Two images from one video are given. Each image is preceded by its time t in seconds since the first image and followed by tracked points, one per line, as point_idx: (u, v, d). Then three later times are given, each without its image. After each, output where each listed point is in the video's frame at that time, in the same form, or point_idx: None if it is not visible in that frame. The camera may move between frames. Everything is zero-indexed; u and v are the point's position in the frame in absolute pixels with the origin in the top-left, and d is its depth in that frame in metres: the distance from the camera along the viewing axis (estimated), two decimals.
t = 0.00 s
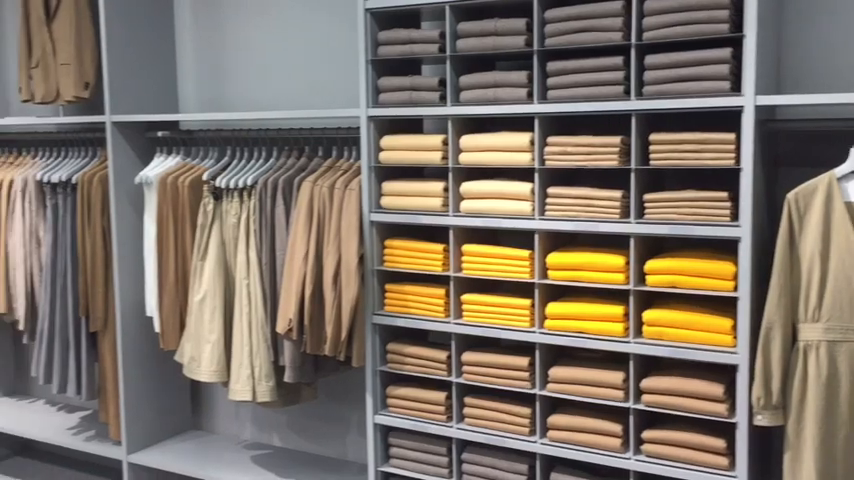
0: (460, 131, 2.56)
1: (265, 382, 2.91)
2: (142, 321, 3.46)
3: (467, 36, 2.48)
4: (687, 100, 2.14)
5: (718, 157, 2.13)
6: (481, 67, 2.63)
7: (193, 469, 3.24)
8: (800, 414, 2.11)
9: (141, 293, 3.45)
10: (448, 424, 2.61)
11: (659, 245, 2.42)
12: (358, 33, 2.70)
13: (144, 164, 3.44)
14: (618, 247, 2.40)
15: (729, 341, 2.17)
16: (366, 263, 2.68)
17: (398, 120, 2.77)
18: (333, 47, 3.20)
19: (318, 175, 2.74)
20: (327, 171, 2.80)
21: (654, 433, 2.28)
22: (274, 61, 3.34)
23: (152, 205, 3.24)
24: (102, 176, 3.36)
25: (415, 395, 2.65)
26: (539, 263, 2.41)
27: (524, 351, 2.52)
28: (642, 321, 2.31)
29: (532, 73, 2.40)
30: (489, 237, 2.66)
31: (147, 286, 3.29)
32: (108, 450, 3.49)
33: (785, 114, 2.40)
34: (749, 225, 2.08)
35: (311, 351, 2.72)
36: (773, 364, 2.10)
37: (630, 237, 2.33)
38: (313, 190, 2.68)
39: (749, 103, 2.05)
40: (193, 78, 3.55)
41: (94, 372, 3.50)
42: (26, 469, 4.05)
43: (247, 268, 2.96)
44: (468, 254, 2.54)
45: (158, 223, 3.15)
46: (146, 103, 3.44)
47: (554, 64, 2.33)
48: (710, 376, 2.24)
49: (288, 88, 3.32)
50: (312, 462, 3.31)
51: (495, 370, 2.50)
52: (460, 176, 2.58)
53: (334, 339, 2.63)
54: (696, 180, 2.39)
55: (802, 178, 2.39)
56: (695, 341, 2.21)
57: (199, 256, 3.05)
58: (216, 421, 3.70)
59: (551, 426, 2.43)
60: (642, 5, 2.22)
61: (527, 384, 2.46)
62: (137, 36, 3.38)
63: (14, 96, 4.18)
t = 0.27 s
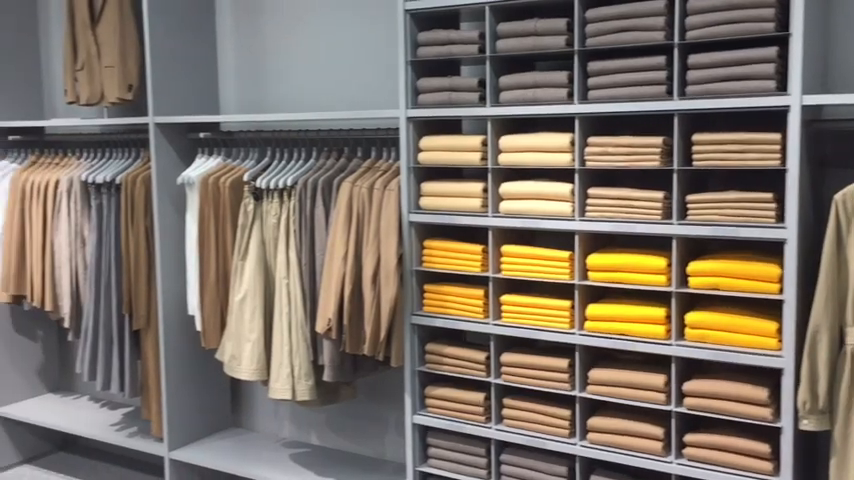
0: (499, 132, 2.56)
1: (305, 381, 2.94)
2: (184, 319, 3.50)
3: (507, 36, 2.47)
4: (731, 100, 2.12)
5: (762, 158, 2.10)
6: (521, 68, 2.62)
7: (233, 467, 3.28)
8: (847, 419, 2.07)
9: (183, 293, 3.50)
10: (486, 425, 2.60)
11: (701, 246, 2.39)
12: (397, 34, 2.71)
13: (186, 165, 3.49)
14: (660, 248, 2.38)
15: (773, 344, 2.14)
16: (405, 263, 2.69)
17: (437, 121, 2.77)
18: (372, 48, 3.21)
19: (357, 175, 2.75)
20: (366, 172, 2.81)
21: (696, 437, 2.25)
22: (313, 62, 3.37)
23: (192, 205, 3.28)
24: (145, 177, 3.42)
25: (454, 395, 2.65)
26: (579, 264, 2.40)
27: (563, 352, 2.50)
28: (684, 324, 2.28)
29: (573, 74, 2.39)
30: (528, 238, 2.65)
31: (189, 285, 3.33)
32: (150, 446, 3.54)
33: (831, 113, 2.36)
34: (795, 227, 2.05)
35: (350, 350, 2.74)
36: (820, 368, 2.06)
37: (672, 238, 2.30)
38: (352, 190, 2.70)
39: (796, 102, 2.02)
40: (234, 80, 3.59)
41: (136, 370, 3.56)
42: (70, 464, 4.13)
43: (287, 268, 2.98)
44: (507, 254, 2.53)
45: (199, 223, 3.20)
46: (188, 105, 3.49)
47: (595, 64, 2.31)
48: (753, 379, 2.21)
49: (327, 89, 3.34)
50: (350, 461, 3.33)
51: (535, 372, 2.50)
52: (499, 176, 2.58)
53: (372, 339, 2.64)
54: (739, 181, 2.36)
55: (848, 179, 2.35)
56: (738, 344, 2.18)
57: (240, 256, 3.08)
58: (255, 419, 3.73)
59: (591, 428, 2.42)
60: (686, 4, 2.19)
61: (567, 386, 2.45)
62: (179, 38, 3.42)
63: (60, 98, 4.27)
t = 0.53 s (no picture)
0: (536, 133, 2.55)
1: (341, 381, 2.95)
2: (221, 319, 3.54)
3: (545, 37, 2.46)
4: (775, 100, 2.09)
5: (806, 159, 2.07)
6: (558, 69, 2.61)
7: (270, 466, 3.31)
8: None
9: (221, 293, 3.53)
10: (523, 427, 2.60)
11: (743, 249, 2.36)
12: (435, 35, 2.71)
13: (224, 166, 3.53)
14: (700, 251, 2.35)
15: (817, 348, 2.10)
16: (442, 264, 2.69)
17: (474, 122, 2.77)
18: (409, 50, 3.22)
19: (394, 177, 2.76)
20: (403, 173, 2.82)
21: (737, 442, 2.22)
22: (350, 64, 3.39)
23: (230, 206, 3.30)
24: (184, 178, 3.46)
25: (491, 397, 2.64)
26: (618, 266, 2.38)
27: (601, 355, 2.49)
28: (725, 327, 2.26)
29: (612, 75, 2.37)
30: (566, 240, 2.64)
31: (226, 286, 3.36)
32: (188, 444, 3.58)
33: None
34: (840, 230, 2.02)
35: (386, 351, 2.75)
36: None
37: (712, 240, 2.28)
38: (389, 191, 2.70)
39: (841, 103, 1.99)
40: (271, 82, 3.62)
41: (175, 368, 3.60)
42: (110, 461, 4.20)
43: (323, 269, 3.00)
44: (544, 256, 2.52)
45: (237, 223, 3.23)
46: (226, 107, 3.53)
47: (635, 65, 2.30)
48: (796, 384, 2.18)
49: (364, 91, 3.36)
50: (386, 462, 3.33)
51: (572, 374, 2.48)
52: (536, 178, 2.57)
53: (409, 340, 2.64)
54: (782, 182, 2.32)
55: None
56: (781, 348, 2.15)
57: (277, 256, 3.10)
58: (291, 418, 3.76)
59: (629, 432, 2.40)
60: (727, 4, 2.17)
61: (605, 389, 2.43)
62: (218, 41, 3.46)
63: (102, 101, 4.34)
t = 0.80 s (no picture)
0: (569, 136, 2.54)
1: (372, 384, 2.96)
2: (253, 321, 3.57)
3: (579, 40, 2.46)
4: (812, 102, 2.06)
5: (844, 162, 2.04)
6: (591, 71, 2.60)
7: (301, 466, 3.32)
8: None
9: (253, 295, 3.56)
10: (555, 431, 2.59)
11: (779, 253, 2.34)
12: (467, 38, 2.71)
13: (256, 169, 3.56)
14: (735, 255, 2.33)
15: None
16: (473, 267, 2.69)
17: (506, 125, 2.77)
18: (441, 53, 3.23)
19: (426, 180, 2.77)
20: (434, 176, 2.82)
21: (773, 449, 2.20)
22: (382, 68, 3.40)
23: (263, 209, 3.33)
24: (217, 181, 3.49)
25: (523, 401, 2.64)
26: (651, 270, 2.37)
27: (634, 360, 2.47)
28: (761, 332, 2.23)
29: (646, 77, 2.36)
30: (598, 243, 2.63)
31: (258, 288, 3.39)
32: (220, 445, 3.61)
33: None
34: None
35: (418, 354, 2.76)
36: None
37: (748, 244, 2.25)
38: (421, 195, 2.71)
39: None
40: (304, 85, 3.64)
41: (208, 369, 3.63)
42: (143, 460, 4.24)
43: (355, 271, 3.01)
44: (576, 260, 2.51)
45: (269, 226, 3.26)
46: (259, 111, 3.56)
47: (670, 68, 2.28)
48: (834, 390, 2.15)
49: (396, 94, 3.37)
50: (416, 465, 3.33)
51: (605, 379, 2.47)
52: (569, 181, 2.56)
53: (440, 343, 2.65)
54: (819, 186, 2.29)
55: None
56: (819, 353, 2.12)
57: (309, 259, 3.12)
58: (321, 420, 3.77)
59: (663, 437, 2.38)
60: (764, 5, 2.15)
61: (638, 394, 2.41)
62: (251, 45, 3.49)
63: (136, 104, 4.39)
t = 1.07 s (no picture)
0: (598, 139, 2.53)
1: (399, 387, 2.96)
2: (280, 323, 3.59)
3: (608, 42, 2.44)
4: (846, 105, 2.03)
5: None
6: (620, 74, 2.58)
7: (328, 469, 3.33)
8: None
9: (280, 297, 3.58)
10: (583, 436, 2.57)
11: (811, 257, 2.31)
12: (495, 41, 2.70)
13: (284, 173, 3.58)
14: (767, 259, 2.30)
15: None
16: (501, 271, 2.68)
17: (533, 129, 2.76)
18: (469, 56, 3.22)
19: (453, 183, 2.77)
20: (461, 180, 2.82)
21: (806, 456, 2.17)
22: (410, 71, 3.40)
23: (290, 212, 3.35)
24: (245, 184, 3.52)
25: (550, 405, 2.62)
26: (681, 274, 2.35)
27: (664, 364, 2.45)
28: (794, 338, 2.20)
29: (676, 80, 2.34)
30: (627, 247, 2.61)
31: (285, 291, 3.40)
32: (247, 446, 3.63)
33: None
34: None
35: (444, 357, 2.76)
36: None
37: (780, 249, 2.23)
38: (448, 198, 2.71)
39: None
40: (331, 89, 3.66)
41: (235, 371, 3.65)
42: (171, 461, 4.28)
43: (382, 274, 3.02)
44: (604, 264, 2.49)
45: (297, 228, 3.27)
46: (286, 114, 3.57)
47: (700, 70, 2.26)
48: None
49: (423, 97, 3.37)
50: (442, 468, 3.33)
51: (634, 383, 2.45)
52: (597, 184, 2.55)
53: (467, 346, 2.65)
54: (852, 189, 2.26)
55: None
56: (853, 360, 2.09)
57: (336, 262, 3.13)
58: (348, 422, 3.78)
59: (693, 443, 2.36)
60: (796, 7, 2.13)
61: (667, 399, 2.39)
62: (278, 49, 3.51)
63: (165, 108, 4.44)
